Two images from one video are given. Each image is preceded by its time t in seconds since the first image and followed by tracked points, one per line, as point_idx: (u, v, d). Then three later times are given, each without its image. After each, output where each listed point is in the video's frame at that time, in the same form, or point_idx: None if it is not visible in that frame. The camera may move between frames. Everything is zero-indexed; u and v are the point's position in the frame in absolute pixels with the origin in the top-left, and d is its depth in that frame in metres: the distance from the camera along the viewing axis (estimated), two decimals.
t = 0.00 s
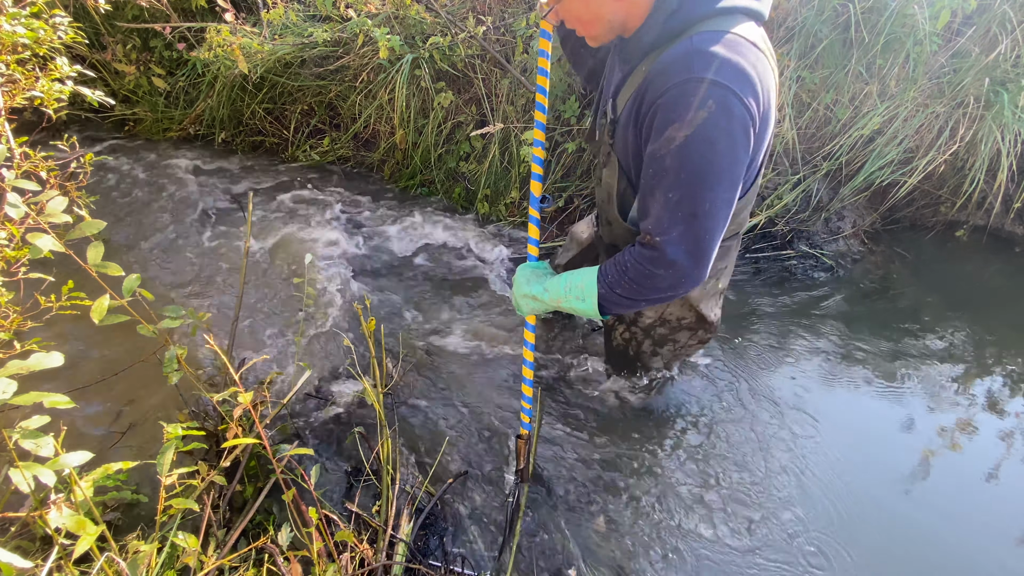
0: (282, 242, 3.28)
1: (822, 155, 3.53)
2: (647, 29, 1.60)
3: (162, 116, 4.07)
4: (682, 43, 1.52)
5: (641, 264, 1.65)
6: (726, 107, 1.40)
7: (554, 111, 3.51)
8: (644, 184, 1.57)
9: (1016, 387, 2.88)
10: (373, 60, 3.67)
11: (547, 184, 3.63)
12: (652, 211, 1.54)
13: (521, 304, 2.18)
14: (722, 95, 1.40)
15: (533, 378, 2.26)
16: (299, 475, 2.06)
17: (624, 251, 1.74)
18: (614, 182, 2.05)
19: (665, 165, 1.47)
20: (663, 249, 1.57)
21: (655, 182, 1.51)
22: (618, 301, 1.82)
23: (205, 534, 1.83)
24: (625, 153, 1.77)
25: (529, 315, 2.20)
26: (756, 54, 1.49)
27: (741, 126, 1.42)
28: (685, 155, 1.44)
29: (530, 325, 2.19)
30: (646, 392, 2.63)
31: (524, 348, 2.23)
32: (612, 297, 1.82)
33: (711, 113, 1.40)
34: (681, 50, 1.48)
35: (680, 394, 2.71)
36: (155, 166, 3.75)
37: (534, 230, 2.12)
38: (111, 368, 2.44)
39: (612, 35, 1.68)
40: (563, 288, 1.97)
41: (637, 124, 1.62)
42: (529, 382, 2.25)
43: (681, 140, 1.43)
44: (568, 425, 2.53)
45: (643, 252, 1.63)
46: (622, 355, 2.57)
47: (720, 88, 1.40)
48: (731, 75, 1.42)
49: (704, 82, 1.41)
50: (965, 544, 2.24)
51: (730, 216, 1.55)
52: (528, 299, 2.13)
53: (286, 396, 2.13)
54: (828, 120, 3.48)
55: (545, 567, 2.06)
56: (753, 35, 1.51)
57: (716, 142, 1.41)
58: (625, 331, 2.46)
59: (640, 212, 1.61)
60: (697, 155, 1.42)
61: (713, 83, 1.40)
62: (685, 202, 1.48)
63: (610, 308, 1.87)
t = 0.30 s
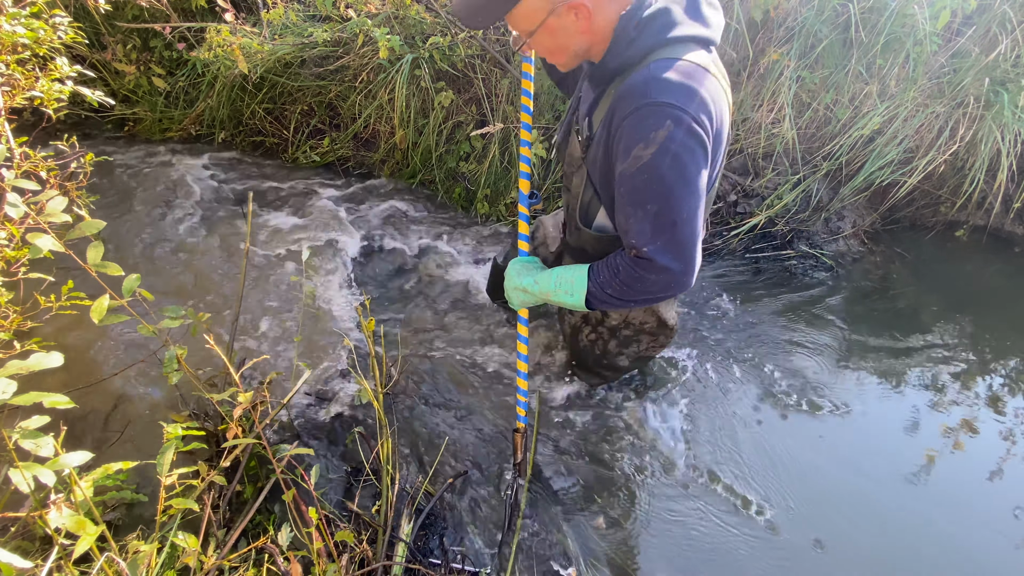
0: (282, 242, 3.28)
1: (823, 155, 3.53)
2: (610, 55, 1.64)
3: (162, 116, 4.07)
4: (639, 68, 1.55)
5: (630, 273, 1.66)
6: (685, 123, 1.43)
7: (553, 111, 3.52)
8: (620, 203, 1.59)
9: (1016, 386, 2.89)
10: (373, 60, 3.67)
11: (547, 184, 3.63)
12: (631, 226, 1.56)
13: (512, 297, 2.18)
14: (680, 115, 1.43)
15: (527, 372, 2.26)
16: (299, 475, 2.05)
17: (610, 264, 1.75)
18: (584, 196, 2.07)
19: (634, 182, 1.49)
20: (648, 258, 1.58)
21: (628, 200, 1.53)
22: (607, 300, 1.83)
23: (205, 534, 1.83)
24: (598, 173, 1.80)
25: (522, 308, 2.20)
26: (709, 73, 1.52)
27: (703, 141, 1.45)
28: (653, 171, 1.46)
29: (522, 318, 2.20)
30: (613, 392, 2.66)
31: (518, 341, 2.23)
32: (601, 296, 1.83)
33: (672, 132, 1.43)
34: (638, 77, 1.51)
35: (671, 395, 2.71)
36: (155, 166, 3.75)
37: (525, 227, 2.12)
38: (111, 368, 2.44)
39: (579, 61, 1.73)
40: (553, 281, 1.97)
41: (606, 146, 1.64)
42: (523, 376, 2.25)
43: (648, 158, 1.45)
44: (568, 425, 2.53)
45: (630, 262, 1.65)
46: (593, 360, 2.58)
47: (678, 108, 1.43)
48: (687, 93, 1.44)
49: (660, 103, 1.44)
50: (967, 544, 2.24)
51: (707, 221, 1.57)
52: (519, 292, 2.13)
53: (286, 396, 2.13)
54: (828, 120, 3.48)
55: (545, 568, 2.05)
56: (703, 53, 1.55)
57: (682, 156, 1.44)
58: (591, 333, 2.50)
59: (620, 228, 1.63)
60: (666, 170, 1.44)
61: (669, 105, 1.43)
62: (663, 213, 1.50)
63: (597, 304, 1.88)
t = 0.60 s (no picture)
0: (281, 242, 3.28)
1: (823, 155, 3.53)
2: (638, 23, 1.62)
3: (162, 116, 4.08)
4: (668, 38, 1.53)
5: (638, 257, 1.64)
6: (711, 98, 1.41)
7: (554, 111, 3.51)
8: (637, 179, 1.57)
9: (1017, 386, 2.89)
10: (373, 60, 3.67)
11: (546, 184, 3.63)
12: (646, 203, 1.54)
13: (521, 302, 2.19)
14: (708, 88, 1.41)
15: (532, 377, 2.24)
16: (299, 475, 2.05)
17: (620, 247, 1.73)
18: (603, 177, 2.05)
19: (654, 156, 1.47)
20: (659, 241, 1.56)
21: (647, 175, 1.51)
22: (615, 294, 1.82)
23: (205, 534, 1.83)
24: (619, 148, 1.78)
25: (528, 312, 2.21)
26: (741, 46, 1.50)
27: (728, 116, 1.43)
28: (674, 146, 1.44)
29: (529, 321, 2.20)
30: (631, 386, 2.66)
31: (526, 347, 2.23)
32: (609, 290, 1.82)
33: (698, 105, 1.41)
34: (668, 45, 1.49)
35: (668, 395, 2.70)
36: (155, 167, 3.75)
37: (535, 229, 2.12)
38: (111, 368, 2.44)
39: (603, 32, 1.71)
40: (561, 284, 1.97)
41: (627, 119, 1.63)
42: (529, 381, 2.23)
43: (670, 132, 1.44)
44: (568, 426, 2.53)
45: (640, 245, 1.63)
46: (617, 352, 2.60)
47: (706, 81, 1.41)
48: (713, 67, 1.42)
49: (687, 75, 1.42)
50: (967, 543, 2.24)
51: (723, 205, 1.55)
52: (527, 296, 2.13)
53: (286, 396, 2.13)
54: (828, 120, 3.48)
55: (547, 568, 2.05)
56: (735, 28, 1.52)
57: (704, 133, 1.42)
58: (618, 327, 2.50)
59: (635, 206, 1.61)
60: (685, 146, 1.43)
61: (699, 77, 1.41)
62: (678, 192, 1.48)
63: (605, 302, 1.88)
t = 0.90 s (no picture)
0: (281, 242, 3.28)
1: (823, 155, 3.53)
2: (617, 62, 1.66)
3: (162, 116, 4.07)
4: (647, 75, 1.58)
5: (631, 278, 1.64)
6: (693, 128, 1.45)
7: (553, 111, 3.52)
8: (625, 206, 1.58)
9: (1017, 386, 2.89)
10: (373, 60, 3.67)
11: (546, 184, 3.62)
12: (636, 228, 1.55)
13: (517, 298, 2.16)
14: (690, 119, 1.45)
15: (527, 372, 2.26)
16: (299, 475, 2.05)
17: (611, 270, 1.73)
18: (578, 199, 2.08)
19: (642, 183, 1.49)
20: (651, 262, 1.56)
21: (635, 199, 1.52)
22: (608, 303, 1.80)
23: (205, 534, 1.83)
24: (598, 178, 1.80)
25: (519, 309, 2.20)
26: (714, 85, 1.57)
27: (708, 145, 1.48)
28: (661, 172, 1.47)
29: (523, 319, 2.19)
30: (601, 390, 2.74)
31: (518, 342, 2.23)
32: (603, 298, 1.80)
33: (682, 134, 1.45)
34: (648, 82, 1.54)
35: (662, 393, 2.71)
36: (155, 167, 3.75)
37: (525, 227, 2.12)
38: (111, 369, 2.44)
39: (585, 67, 1.75)
40: (556, 285, 1.96)
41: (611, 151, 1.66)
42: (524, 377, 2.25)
43: (658, 159, 1.46)
44: (568, 426, 2.53)
45: (631, 267, 1.63)
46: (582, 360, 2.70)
47: (687, 113, 1.46)
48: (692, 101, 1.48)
49: (670, 107, 1.47)
50: (967, 544, 2.23)
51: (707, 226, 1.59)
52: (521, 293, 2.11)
53: (286, 396, 2.13)
54: (828, 120, 3.49)
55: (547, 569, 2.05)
56: (709, 67, 1.60)
57: (690, 159, 1.45)
58: (585, 336, 2.61)
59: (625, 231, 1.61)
60: (673, 171, 1.46)
61: (680, 109, 1.46)
62: (669, 215, 1.49)
63: (597, 310, 1.87)
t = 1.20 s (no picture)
0: (281, 242, 3.28)
1: (823, 155, 3.53)
2: (537, 35, 1.66)
3: (162, 116, 4.07)
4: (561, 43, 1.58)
5: (572, 242, 1.68)
6: (606, 91, 1.46)
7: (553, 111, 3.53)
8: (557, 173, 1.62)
9: (1017, 386, 2.88)
10: (373, 60, 3.67)
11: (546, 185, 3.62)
12: (567, 191, 1.59)
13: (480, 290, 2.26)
14: (601, 81, 1.46)
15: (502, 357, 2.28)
16: (299, 476, 2.05)
17: (556, 237, 1.78)
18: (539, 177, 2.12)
19: (565, 149, 1.52)
20: (584, 224, 1.61)
21: (564, 166, 1.56)
22: (557, 275, 1.87)
23: (205, 534, 1.83)
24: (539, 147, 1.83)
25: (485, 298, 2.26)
26: (628, 44, 1.56)
27: (625, 103, 1.47)
28: (581, 137, 1.49)
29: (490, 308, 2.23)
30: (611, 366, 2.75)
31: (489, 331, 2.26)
32: (552, 271, 1.87)
33: (595, 98, 1.45)
34: (562, 51, 1.55)
35: (659, 390, 2.73)
36: (155, 167, 3.75)
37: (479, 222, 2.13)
38: (110, 369, 2.44)
39: (512, 43, 1.74)
40: (512, 269, 2.04)
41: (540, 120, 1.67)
42: (498, 362, 2.27)
43: (575, 125, 1.48)
44: (568, 426, 2.53)
45: (570, 230, 1.67)
46: (589, 340, 2.69)
47: (599, 75, 1.46)
48: (603, 64, 1.48)
49: (581, 73, 1.48)
50: (966, 544, 2.23)
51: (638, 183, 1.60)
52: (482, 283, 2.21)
53: (286, 396, 2.13)
54: (828, 120, 3.49)
55: (548, 569, 2.05)
56: (621, 27, 1.59)
57: (606, 121, 1.46)
58: (587, 314, 2.60)
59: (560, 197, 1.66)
60: (591, 136, 1.47)
61: (590, 72, 1.47)
62: (594, 178, 1.52)
63: (552, 283, 1.93)
